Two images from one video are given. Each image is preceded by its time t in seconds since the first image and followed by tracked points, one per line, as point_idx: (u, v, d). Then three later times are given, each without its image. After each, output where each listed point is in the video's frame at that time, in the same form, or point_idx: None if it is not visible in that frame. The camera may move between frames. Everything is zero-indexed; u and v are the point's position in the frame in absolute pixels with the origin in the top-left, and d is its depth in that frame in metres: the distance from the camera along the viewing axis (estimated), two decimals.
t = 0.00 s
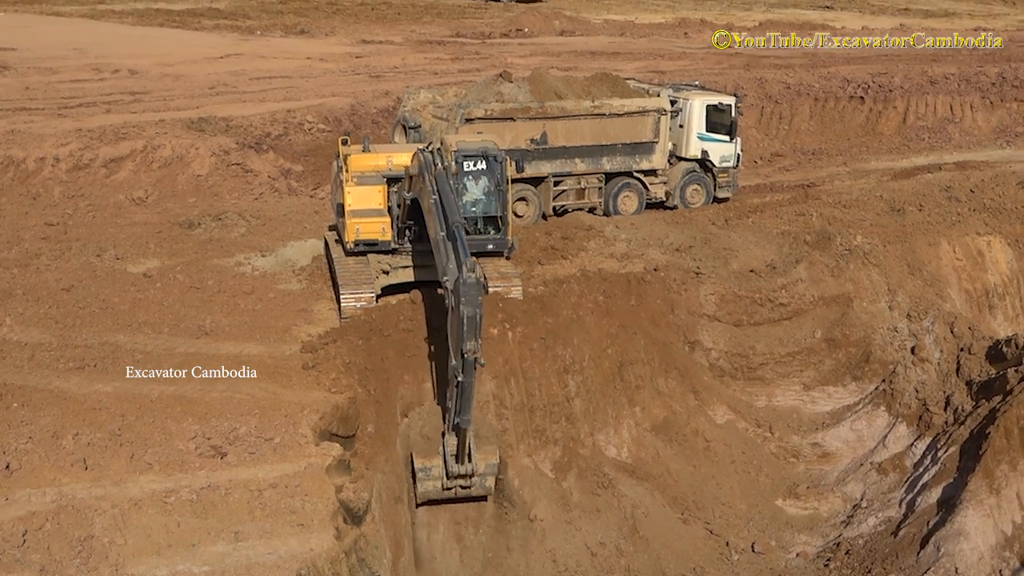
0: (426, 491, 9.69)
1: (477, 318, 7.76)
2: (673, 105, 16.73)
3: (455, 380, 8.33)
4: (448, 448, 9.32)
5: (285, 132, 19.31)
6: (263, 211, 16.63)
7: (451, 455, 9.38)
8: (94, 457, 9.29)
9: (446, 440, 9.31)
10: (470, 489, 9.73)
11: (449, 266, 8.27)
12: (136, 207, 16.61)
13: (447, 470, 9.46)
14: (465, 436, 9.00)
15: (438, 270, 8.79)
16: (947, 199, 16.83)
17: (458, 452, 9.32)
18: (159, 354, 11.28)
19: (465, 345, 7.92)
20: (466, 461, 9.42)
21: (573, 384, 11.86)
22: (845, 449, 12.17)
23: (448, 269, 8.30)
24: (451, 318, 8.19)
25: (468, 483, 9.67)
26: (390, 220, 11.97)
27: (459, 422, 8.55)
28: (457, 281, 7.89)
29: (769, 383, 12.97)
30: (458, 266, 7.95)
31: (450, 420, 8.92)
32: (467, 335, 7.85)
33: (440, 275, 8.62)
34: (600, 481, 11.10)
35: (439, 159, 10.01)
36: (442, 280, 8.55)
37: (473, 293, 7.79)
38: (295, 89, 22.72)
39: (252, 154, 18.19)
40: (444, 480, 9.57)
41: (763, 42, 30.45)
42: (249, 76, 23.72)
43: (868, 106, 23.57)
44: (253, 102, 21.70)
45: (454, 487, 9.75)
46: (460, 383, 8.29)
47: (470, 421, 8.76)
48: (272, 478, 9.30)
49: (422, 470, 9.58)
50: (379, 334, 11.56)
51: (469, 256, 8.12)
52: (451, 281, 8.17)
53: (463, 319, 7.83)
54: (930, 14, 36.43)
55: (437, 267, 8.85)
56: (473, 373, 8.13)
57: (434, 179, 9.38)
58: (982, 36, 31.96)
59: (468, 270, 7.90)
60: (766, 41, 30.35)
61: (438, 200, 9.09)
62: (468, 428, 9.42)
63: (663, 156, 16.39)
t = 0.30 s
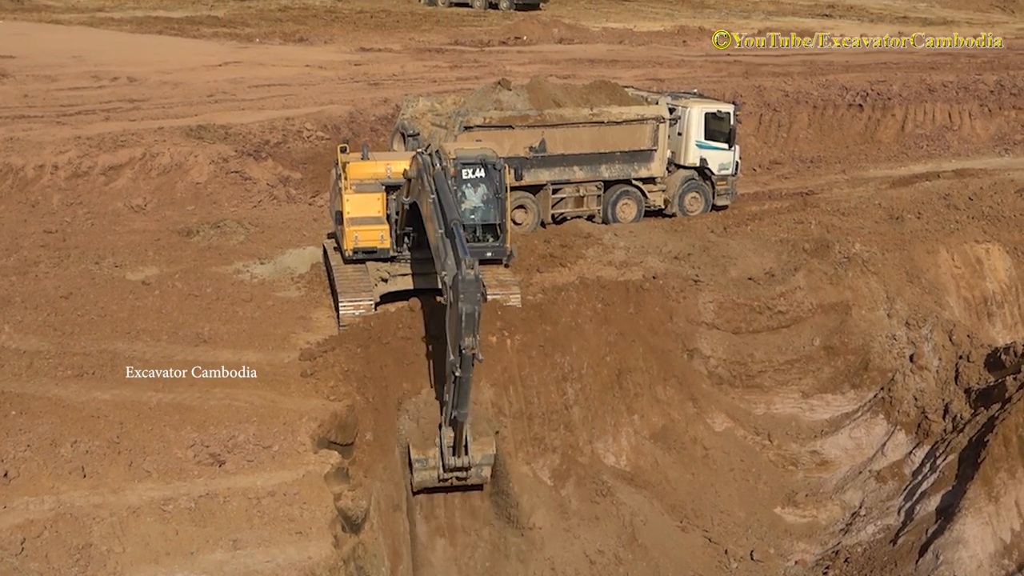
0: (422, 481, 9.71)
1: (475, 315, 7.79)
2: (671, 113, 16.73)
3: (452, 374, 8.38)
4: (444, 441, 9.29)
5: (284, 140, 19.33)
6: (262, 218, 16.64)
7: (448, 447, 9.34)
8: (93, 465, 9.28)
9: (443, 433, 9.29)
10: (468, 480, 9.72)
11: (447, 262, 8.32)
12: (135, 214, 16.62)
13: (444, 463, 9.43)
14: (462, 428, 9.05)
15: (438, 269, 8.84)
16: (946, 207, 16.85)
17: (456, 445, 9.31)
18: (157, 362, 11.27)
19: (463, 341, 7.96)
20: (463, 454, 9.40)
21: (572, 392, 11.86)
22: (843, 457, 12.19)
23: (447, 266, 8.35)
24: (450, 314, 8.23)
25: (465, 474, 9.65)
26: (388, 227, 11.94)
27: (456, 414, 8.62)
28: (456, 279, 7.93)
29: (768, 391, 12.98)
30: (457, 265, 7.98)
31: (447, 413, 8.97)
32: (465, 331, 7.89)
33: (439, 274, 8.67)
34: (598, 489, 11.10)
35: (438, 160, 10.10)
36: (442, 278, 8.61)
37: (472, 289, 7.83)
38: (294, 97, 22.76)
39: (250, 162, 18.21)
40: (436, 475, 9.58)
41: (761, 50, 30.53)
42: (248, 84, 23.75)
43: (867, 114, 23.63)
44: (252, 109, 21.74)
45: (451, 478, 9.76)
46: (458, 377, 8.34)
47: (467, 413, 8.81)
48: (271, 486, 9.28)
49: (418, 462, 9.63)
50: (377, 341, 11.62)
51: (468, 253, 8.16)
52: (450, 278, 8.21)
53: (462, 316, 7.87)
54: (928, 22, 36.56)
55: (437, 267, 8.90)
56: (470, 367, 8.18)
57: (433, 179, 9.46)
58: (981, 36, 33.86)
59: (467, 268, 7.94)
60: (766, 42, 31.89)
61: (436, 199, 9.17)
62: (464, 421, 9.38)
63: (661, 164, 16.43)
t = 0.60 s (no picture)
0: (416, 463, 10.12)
1: (471, 311, 7.79)
2: (670, 120, 16.79)
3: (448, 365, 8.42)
4: (438, 428, 9.31)
5: (283, 146, 19.35)
6: (261, 224, 16.65)
7: (441, 435, 9.37)
8: (91, 470, 9.28)
9: (437, 421, 9.31)
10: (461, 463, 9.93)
11: (444, 257, 8.30)
12: (134, 220, 16.63)
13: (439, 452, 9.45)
14: (456, 416, 9.09)
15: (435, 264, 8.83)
16: (944, 215, 16.88)
17: (450, 432, 9.31)
18: (155, 368, 11.26)
19: (459, 336, 7.97)
20: (457, 442, 9.40)
21: (570, 399, 11.84)
22: (842, 464, 12.19)
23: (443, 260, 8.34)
24: (446, 309, 8.24)
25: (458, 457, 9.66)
26: (386, 233, 12.05)
27: (451, 404, 8.66)
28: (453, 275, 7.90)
29: (767, 398, 12.98)
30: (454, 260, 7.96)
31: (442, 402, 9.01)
32: (461, 327, 7.90)
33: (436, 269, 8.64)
34: (597, 496, 11.11)
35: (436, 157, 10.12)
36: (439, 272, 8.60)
37: (467, 286, 7.83)
38: (294, 103, 22.79)
39: (250, 168, 18.23)
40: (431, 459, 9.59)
41: (760, 58, 30.59)
42: (247, 90, 23.78)
43: (865, 122, 23.69)
44: (251, 115, 21.76)
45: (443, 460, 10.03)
46: (453, 369, 8.38)
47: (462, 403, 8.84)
48: (269, 492, 9.27)
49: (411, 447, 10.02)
50: (376, 347, 11.66)
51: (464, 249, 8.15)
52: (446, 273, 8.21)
53: (458, 311, 7.87)
54: (927, 29, 36.68)
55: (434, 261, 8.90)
56: (466, 361, 8.21)
57: (431, 177, 9.49)
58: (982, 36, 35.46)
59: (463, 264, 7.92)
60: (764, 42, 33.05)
61: (434, 196, 9.18)
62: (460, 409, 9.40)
63: (660, 171, 16.47)
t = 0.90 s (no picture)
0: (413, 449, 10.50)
1: (466, 305, 7.94)
2: (670, 127, 16.75)
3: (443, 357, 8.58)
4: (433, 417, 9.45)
5: (283, 151, 19.37)
6: (261, 230, 16.67)
7: (435, 425, 9.53)
8: (90, 476, 9.27)
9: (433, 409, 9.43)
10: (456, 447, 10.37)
11: (440, 251, 8.45)
12: (133, 225, 16.64)
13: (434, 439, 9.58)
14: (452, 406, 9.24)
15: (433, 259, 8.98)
16: (943, 222, 16.90)
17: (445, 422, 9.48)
18: (154, 373, 11.25)
19: (454, 329, 8.13)
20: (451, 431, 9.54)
21: (569, 405, 11.83)
22: (840, 471, 12.20)
23: (439, 255, 8.49)
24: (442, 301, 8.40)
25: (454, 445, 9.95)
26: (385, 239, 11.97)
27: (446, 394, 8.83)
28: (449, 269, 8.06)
29: (766, 405, 12.99)
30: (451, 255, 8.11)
31: (438, 391, 9.18)
32: (456, 320, 8.05)
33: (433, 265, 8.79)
34: (596, 503, 11.11)
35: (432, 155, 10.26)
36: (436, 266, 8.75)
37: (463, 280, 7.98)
38: (293, 109, 22.82)
39: (249, 173, 18.25)
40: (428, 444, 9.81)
41: (759, 65, 30.67)
42: (247, 95, 23.82)
43: (865, 129, 23.74)
44: (251, 121, 21.80)
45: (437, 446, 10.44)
46: (448, 362, 8.54)
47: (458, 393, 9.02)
48: (267, 497, 9.27)
49: (406, 433, 10.40)
50: (375, 353, 11.54)
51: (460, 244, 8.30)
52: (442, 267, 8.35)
53: (453, 305, 8.04)
54: (926, 36, 36.79)
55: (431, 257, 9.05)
56: (461, 354, 8.37)
57: (427, 174, 9.63)
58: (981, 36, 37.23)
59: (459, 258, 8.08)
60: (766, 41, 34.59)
61: (431, 192, 9.32)
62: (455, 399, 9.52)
63: (659, 177, 16.53)
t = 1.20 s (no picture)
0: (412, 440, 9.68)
1: (467, 279, 7.81)
2: (670, 131, 16.85)
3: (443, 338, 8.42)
4: (434, 405, 9.19)
5: (282, 156, 19.38)
6: (260, 234, 16.68)
7: (437, 413, 9.22)
8: (89, 479, 9.26)
9: (433, 398, 9.22)
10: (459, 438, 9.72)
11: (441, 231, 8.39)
12: (133, 229, 16.66)
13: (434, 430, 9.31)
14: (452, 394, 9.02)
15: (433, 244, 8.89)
16: (943, 227, 16.91)
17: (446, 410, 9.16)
18: (153, 376, 11.25)
19: (455, 305, 7.98)
20: (453, 420, 9.26)
21: (568, 410, 11.83)
22: (840, 476, 12.18)
23: (440, 235, 8.43)
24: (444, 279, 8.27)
25: (454, 435, 9.56)
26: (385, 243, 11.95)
27: (445, 378, 8.65)
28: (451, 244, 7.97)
29: (765, 410, 12.99)
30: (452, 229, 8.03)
31: (438, 376, 8.95)
32: (457, 295, 7.91)
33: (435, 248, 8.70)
34: (595, 508, 11.10)
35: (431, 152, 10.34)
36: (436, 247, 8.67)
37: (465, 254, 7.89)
38: (293, 113, 22.85)
39: (249, 178, 18.27)
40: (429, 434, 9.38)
41: (759, 69, 30.73)
42: (247, 99, 23.85)
43: (864, 134, 23.77)
44: (251, 125, 21.82)
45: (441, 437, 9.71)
46: (449, 342, 8.36)
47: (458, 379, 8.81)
48: (266, 501, 9.26)
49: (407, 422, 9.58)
50: (374, 357, 11.64)
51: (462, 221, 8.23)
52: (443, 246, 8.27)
53: (454, 280, 7.91)
54: (926, 42, 36.84)
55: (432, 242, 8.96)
56: (462, 332, 8.21)
57: (428, 166, 9.69)
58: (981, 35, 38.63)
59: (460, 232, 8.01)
60: (765, 42, 35.70)
61: (432, 181, 9.36)
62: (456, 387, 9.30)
63: (659, 182, 16.52)
